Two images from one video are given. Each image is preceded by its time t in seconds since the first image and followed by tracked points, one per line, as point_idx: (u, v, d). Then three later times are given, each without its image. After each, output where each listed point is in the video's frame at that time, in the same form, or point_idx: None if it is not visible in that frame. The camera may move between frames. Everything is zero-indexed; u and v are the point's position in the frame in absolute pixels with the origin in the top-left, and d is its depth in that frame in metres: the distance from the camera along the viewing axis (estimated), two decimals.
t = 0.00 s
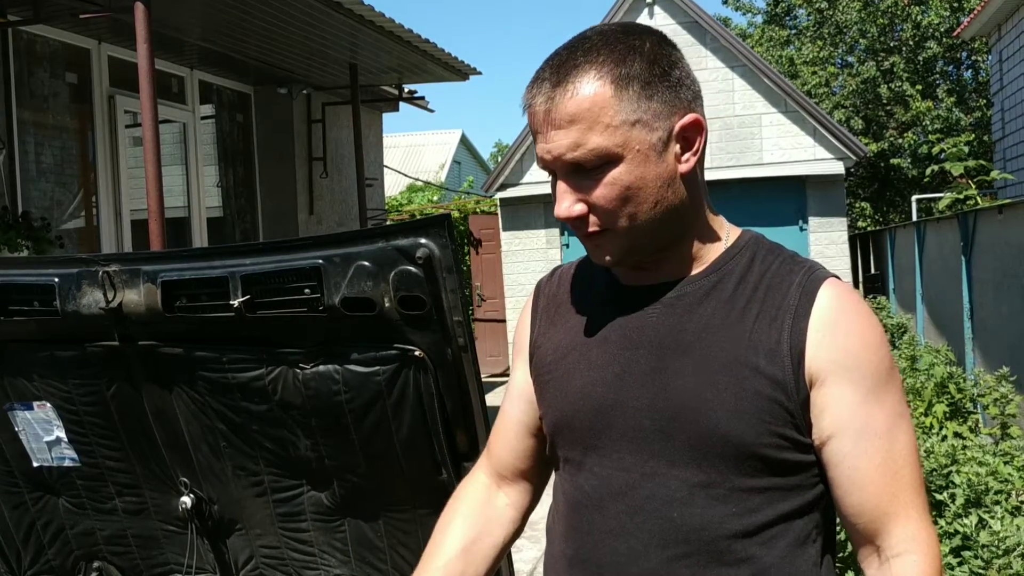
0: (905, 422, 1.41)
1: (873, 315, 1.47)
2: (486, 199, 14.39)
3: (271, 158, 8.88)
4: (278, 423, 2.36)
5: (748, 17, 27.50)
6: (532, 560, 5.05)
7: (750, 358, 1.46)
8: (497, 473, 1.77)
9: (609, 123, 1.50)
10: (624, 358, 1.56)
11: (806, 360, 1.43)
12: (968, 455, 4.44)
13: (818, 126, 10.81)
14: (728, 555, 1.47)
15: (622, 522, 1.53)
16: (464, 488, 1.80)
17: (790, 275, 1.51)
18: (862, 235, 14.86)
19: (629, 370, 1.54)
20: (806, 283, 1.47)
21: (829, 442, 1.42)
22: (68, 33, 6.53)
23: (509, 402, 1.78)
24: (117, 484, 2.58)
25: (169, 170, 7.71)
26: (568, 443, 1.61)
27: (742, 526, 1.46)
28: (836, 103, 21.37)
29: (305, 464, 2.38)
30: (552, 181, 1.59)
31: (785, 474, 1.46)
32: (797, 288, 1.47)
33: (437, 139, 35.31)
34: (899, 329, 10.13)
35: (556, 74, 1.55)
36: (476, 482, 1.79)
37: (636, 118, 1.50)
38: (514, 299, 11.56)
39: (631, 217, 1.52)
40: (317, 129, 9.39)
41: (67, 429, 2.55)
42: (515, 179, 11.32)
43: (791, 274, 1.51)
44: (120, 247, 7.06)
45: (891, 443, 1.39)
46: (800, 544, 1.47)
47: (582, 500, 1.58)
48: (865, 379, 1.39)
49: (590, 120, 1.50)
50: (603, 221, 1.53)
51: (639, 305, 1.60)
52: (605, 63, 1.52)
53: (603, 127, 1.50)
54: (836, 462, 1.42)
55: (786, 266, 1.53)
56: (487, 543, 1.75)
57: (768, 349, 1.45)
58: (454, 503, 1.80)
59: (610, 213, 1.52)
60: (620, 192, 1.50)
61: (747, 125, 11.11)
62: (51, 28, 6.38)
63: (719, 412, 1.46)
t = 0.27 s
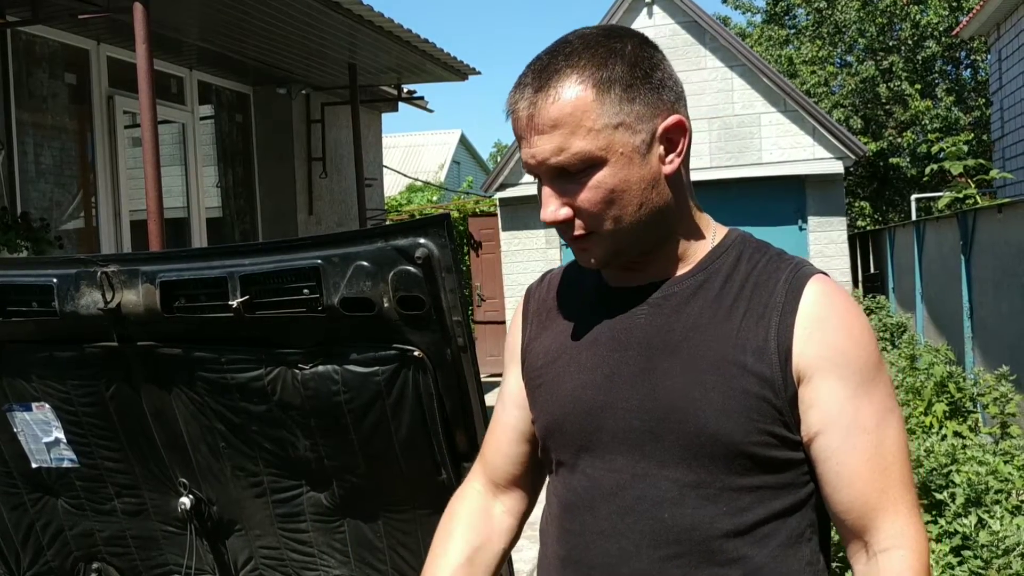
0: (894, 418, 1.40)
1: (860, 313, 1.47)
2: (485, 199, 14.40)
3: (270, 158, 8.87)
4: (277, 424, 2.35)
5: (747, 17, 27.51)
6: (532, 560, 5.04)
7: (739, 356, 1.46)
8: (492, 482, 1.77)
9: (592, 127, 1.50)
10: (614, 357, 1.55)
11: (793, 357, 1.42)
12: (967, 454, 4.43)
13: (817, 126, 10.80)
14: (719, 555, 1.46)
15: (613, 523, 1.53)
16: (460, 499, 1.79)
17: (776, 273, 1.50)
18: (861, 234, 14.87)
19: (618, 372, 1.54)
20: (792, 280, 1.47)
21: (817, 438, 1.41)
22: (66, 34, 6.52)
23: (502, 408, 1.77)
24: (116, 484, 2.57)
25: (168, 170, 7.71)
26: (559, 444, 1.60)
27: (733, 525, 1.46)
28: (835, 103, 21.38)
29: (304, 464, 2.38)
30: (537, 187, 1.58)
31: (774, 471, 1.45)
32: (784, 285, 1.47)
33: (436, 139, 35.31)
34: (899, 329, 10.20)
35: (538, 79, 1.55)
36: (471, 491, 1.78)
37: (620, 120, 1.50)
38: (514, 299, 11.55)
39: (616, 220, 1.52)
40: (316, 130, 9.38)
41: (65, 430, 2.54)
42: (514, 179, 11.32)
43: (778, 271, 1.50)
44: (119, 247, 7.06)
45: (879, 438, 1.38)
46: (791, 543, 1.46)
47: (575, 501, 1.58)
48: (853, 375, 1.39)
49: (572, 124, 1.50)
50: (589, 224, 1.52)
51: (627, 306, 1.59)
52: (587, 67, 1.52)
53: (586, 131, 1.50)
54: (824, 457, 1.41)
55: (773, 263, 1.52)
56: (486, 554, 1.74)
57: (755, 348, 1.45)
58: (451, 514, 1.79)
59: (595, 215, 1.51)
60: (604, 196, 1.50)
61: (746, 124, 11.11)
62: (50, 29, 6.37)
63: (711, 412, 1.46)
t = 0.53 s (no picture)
0: (878, 412, 1.39)
1: (845, 308, 1.46)
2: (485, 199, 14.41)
3: (270, 158, 8.86)
4: (277, 424, 2.35)
5: (746, 16, 27.51)
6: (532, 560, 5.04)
7: (722, 353, 1.45)
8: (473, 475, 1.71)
9: (609, 111, 1.50)
10: (599, 356, 1.55)
11: (777, 352, 1.42)
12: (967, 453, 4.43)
13: (816, 125, 10.80)
14: (708, 552, 1.45)
15: (602, 520, 1.52)
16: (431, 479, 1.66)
17: (759, 269, 1.50)
18: (860, 233, 14.87)
19: (604, 370, 1.54)
20: (774, 276, 1.47)
21: (801, 432, 1.40)
22: (65, 33, 6.51)
23: (482, 403, 1.76)
24: (115, 485, 2.56)
25: (167, 170, 7.70)
26: (547, 441, 1.60)
27: (721, 522, 1.45)
28: (835, 102, 21.40)
29: (304, 464, 2.37)
30: (543, 175, 1.56)
31: (760, 466, 1.44)
32: (766, 281, 1.47)
33: (436, 139, 35.33)
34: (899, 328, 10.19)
35: (548, 66, 1.55)
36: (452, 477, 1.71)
37: (632, 107, 1.51)
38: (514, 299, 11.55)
39: (626, 207, 1.51)
40: (315, 130, 9.38)
41: (65, 430, 2.54)
42: (513, 179, 11.32)
43: (760, 267, 1.50)
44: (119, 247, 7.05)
45: (863, 432, 1.37)
46: (781, 539, 1.45)
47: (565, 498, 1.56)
48: (837, 369, 1.38)
49: (589, 107, 1.50)
50: (598, 210, 1.51)
51: (612, 307, 1.58)
52: (599, 54, 1.53)
53: (602, 115, 1.50)
54: (808, 452, 1.40)
55: (756, 260, 1.52)
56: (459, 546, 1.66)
57: (739, 343, 1.44)
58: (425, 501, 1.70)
59: (609, 200, 1.50)
60: (619, 179, 1.50)
61: (746, 124, 11.11)
62: (49, 29, 6.37)
63: (700, 409, 1.45)
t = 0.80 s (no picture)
0: (872, 413, 1.41)
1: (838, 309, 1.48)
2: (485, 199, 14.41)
3: (270, 158, 8.87)
4: (276, 424, 2.35)
5: (746, 16, 27.52)
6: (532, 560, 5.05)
7: (724, 353, 1.46)
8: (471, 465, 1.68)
9: (647, 98, 1.52)
10: (599, 354, 1.54)
11: (778, 353, 1.43)
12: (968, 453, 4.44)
13: (816, 125, 10.80)
14: (710, 552, 1.45)
15: (602, 520, 1.51)
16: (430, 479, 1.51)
17: (758, 271, 1.51)
18: (860, 233, 14.87)
19: (608, 366, 1.53)
20: (772, 278, 1.48)
21: (798, 433, 1.42)
22: (65, 33, 6.51)
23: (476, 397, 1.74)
24: (115, 485, 2.56)
25: (167, 170, 7.69)
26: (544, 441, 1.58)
27: (722, 520, 1.45)
28: (835, 102, 21.41)
29: (303, 464, 2.37)
30: (570, 157, 1.55)
31: (760, 465, 1.45)
32: (765, 282, 1.48)
33: (436, 139, 35.33)
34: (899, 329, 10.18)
35: (585, 49, 1.56)
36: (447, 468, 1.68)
37: (663, 99, 1.54)
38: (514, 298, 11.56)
39: (652, 196, 1.52)
40: (315, 129, 9.38)
41: (65, 430, 2.54)
42: (513, 179, 11.33)
43: (758, 269, 1.51)
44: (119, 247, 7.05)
45: (859, 432, 1.39)
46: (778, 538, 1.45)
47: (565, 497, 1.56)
48: (834, 370, 1.40)
49: (629, 91, 1.51)
50: (629, 196, 1.51)
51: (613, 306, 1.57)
52: (635, 41, 1.55)
53: (641, 99, 1.52)
54: (805, 452, 1.41)
55: (753, 261, 1.53)
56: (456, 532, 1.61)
57: (743, 342, 1.45)
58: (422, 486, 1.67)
59: (638, 186, 1.51)
60: (650, 166, 1.51)
61: (745, 124, 11.11)
62: (49, 29, 6.37)
63: (703, 408, 1.45)
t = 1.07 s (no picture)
0: (872, 415, 1.45)
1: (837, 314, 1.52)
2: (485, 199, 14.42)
3: (270, 158, 8.87)
4: (276, 423, 2.35)
5: (745, 16, 27.52)
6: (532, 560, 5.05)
7: (730, 355, 1.47)
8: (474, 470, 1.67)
9: (667, 96, 1.54)
10: (602, 355, 1.54)
11: (783, 356, 1.45)
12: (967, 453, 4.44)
13: (816, 125, 10.80)
14: (714, 552, 1.45)
15: (606, 521, 1.50)
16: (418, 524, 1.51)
17: (761, 274, 1.53)
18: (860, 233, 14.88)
19: (612, 367, 1.52)
20: (776, 282, 1.50)
21: (803, 436, 1.44)
22: (64, 33, 6.51)
23: (472, 404, 1.73)
24: (115, 484, 2.56)
25: (167, 170, 7.69)
26: (545, 445, 1.57)
27: (726, 522, 1.45)
28: (835, 102, 21.42)
29: (303, 464, 2.38)
30: (588, 152, 1.55)
31: (763, 467, 1.46)
32: (769, 287, 1.50)
33: (436, 138, 35.33)
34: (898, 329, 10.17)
35: (606, 44, 1.57)
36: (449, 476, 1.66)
37: (681, 98, 1.56)
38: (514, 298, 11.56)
39: (667, 195, 1.54)
40: (314, 129, 9.38)
41: (65, 430, 2.54)
42: (513, 179, 11.33)
43: (762, 272, 1.53)
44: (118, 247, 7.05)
45: (861, 434, 1.43)
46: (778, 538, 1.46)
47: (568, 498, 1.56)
48: (837, 373, 1.44)
49: (651, 88, 1.53)
50: (647, 193, 1.52)
51: (620, 307, 1.56)
52: (655, 40, 1.57)
53: (662, 97, 1.53)
54: (808, 454, 1.44)
55: (757, 265, 1.55)
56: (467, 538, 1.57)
57: (748, 346, 1.46)
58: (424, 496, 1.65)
59: (655, 184, 1.52)
60: (668, 164, 1.53)
61: (745, 124, 11.11)
62: (49, 29, 6.37)
63: (707, 410, 1.46)
